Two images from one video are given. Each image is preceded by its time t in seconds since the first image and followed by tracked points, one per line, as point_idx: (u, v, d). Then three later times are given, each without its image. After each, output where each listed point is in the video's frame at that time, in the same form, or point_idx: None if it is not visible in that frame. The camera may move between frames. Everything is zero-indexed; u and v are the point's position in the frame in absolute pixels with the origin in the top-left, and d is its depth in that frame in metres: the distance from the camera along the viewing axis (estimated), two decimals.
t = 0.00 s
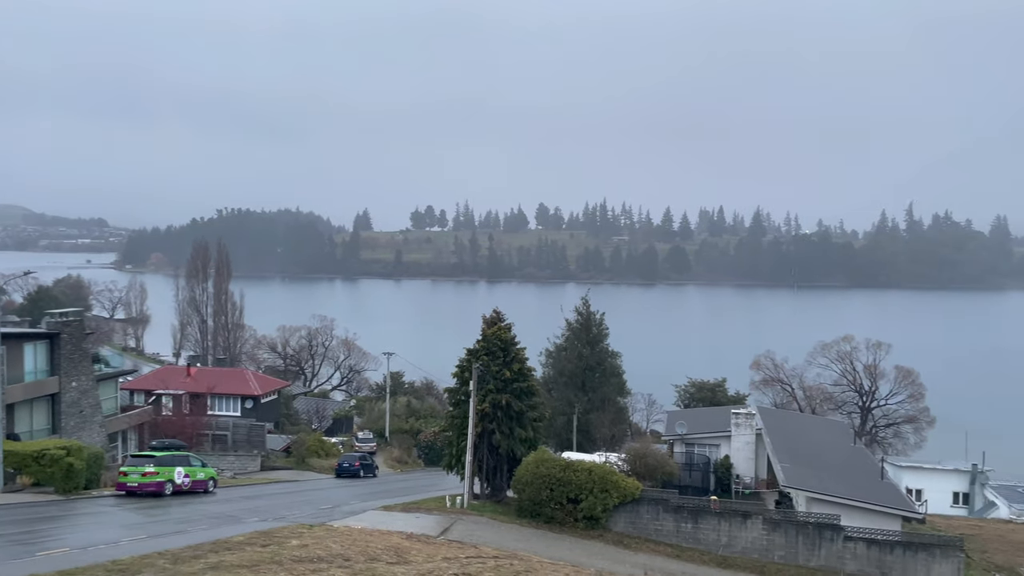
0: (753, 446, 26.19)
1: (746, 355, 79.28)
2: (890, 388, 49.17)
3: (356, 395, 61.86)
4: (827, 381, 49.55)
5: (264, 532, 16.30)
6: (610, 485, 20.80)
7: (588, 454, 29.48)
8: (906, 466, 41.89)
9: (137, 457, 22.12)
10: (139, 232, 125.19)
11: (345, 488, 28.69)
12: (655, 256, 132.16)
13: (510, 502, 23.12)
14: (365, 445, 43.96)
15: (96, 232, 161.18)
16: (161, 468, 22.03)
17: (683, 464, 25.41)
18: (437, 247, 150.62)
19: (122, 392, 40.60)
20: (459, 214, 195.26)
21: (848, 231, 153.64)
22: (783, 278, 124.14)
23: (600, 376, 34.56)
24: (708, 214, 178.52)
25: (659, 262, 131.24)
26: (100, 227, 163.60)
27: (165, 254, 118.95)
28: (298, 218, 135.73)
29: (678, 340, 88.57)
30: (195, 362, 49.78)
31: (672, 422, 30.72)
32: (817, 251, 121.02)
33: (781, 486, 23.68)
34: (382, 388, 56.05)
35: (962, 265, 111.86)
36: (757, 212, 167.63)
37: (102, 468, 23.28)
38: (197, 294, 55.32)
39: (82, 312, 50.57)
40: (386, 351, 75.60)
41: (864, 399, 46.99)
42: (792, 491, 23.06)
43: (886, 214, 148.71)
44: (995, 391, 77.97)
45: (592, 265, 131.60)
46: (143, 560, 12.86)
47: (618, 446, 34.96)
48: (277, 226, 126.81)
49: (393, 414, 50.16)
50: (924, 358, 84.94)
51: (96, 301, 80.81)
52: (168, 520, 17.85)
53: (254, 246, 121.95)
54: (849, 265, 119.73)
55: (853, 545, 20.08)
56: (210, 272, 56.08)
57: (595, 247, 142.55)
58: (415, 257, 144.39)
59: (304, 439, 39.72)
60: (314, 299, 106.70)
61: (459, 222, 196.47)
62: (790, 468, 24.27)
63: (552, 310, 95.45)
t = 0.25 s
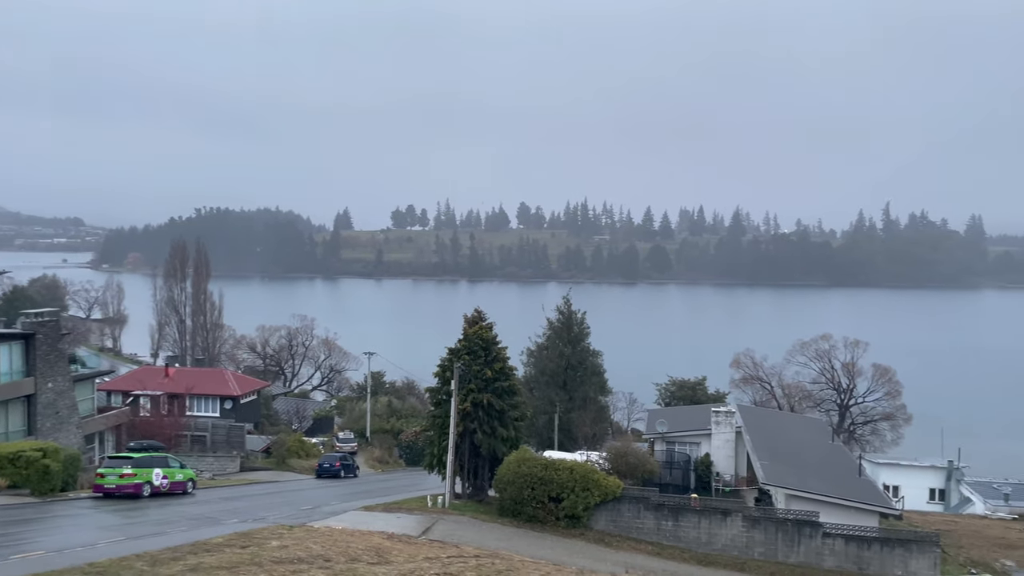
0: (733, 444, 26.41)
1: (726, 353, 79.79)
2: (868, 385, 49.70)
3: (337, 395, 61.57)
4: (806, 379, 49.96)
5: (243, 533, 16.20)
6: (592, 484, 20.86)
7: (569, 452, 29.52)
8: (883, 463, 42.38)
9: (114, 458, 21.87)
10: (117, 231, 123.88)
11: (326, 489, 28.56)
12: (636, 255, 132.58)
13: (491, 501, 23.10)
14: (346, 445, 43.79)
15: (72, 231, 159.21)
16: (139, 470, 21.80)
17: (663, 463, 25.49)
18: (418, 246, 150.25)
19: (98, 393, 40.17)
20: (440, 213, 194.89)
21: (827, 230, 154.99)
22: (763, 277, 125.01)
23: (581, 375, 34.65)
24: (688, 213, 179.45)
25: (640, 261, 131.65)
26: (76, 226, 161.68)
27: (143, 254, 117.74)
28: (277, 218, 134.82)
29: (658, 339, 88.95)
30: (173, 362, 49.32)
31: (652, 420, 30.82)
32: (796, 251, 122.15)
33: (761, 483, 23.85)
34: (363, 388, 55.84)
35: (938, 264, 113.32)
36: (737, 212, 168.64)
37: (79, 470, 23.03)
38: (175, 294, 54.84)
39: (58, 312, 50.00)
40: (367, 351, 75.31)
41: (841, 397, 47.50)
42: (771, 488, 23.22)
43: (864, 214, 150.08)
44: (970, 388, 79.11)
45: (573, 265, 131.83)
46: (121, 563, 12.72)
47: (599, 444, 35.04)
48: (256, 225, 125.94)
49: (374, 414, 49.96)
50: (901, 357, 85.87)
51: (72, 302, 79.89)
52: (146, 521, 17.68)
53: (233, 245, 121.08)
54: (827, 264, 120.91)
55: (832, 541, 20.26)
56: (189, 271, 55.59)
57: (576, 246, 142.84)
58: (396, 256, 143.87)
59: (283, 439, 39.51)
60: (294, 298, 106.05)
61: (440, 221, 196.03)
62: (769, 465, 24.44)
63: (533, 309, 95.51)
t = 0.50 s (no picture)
0: (713, 442, 26.57)
1: (706, 352, 80.22)
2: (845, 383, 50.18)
3: (317, 395, 61.21)
4: (785, 378, 50.35)
5: (222, 535, 16.07)
6: (573, 482, 20.90)
7: (550, 451, 29.55)
8: (860, 459, 42.80)
9: (91, 460, 21.60)
10: (93, 230, 122.40)
11: (306, 489, 28.39)
12: (617, 254, 132.95)
13: (473, 501, 23.07)
14: (326, 445, 43.57)
15: (47, 230, 157.09)
16: (116, 471, 21.56)
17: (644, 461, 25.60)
18: (399, 245, 149.70)
19: (75, 394, 39.68)
20: (421, 212, 194.33)
21: (806, 230, 156.17)
22: (742, 276, 125.85)
23: (563, 374, 34.71)
24: (669, 212, 180.19)
25: (621, 260, 132.04)
26: (52, 225, 159.57)
27: (120, 253, 116.45)
28: (257, 217, 133.86)
29: (639, 338, 89.27)
30: (151, 362, 48.82)
31: (633, 418, 30.93)
32: (776, 250, 123.04)
33: (741, 481, 24.02)
34: (344, 388, 55.57)
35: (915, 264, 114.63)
36: (717, 211, 169.58)
37: (55, 471, 22.73)
38: (153, 293, 54.24)
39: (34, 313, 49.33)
40: (347, 351, 74.92)
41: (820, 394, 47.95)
42: (751, 486, 23.38)
43: (842, 214, 151.50)
44: (945, 385, 80.14)
45: (554, 264, 131.95)
46: (98, 565, 12.56)
47: (581, 443, 35.12)
48: (235, 224, 124.90)
49: (355, 414, 49.72)
50: (879, 356, 86.75)
51: (48, 302, 78.84)
52: (124, 523, 17.48)
53: (212, 244, 120.00)
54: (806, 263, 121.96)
55: (811, 537, 20.42)
56: (167, 270, 55.03)
57: (558, 245, 143.01)
58: (377, 255, 143.28)
59: (263, 440, 39.23)
60: (274, 298, 105.32)
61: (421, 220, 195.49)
62: (749, 463, 24.60)
63: (515, 309, 95.54)
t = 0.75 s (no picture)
0: (693, 440, 26.71)
1: (686, 351, 80.59)
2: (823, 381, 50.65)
3: (297, 395, 60.82)
4: (764, 376, 50.71)
5: (201, 536, 15.93)
6: (554, 481, 20.94)
7: (532, 450, 29.56)
8: (838, 457, 43.24)
9: (68, 461, 21.34)
10: (69, 230, 120.98)
11: (287, 490, 28.21)
12: (598, 254, 133.25)
13: (454, 501, 23.04)
14: (306, 446, 43.32)
15: (22, 229, 154.87)
16: (93, 473, 21.32)
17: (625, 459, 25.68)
18: (380, 244, 149.08)
19: (51, 395, 39.16)
20: (402, 211, 193.71)
21: (785, 229, 157.33)
22: (722, 275, 126.60)
23: (544, 373, 34.73)
24: (649, 212, 180.84)
25: (602, 260, 132.36)
26: (27, 224, 157.43)
27: (96, 252, 115.09)
28: (236, 216, 132.81)
29: (620, 337, 89.51)
30: (128, 362, 48.28)
31: (614, 417, 31.02)
32: (755, 249, 123.88)
33: (721, 479, 24.17)
34: (324, 388, 55.23)
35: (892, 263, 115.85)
36: (697, 211, 170.42)
37: (30, 474, 22.42)
38: (130, 293, 53.63)
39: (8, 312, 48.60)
40: (327, 351, 74.48)
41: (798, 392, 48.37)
42: (731, 483, 23.53)
43: (820, 214, 152.82)
44: (921, 383, 81.16)
45: (535, 263, 131.94)
46: (75, 568, 12.44)
47: (562, 442, 35.17)
48: (214, 223, 123.83)
49: (335, 415, 49.47)
50: (856, 354, 87.60)
51: (22, 302, 77.76)
52: (101, 525, 17.29)
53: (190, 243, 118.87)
54: (784, 262, 122.97)
55: (790, 534, 20.58)
56: (144, 270, 54.44)
57: (539, 245, 143.09)
58: (358, 254, 142.62)
59: (243, 440, 38.92)
60: (253, 298, 104.52)
61: (402, 219, 194.78)
62: (728, 460, 24.76)
63: (496, 308, 95.48)
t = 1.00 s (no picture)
0: (673, 438, 26.84)
1: (666, 349, 80.93)
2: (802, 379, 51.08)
3: (276, 395, 60.43)
4: (743, 374, 51.06)
5: (180, 538, 15.79)
6: (535, 480, 20.98)
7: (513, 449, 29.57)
8: (817, 454, 43.62)
9: (44, 463, 21.07)
10: (44, 229, 119.37)
11: (266, 491, 28.02)
12: (579, 252, 133.53)
13: (435, 500, 23.00)
14: (286, 446, 43.07)
15: None
16: (70, 475, 21.07)
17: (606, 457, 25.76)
18: (360, 243, 148.47)
19: (26, 396, 38.61)
20: (383, 210, 192.97)
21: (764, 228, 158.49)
22: (702, 274, 127.31)
23: (525, 372, 34.72)
24: (629, 211, 181.46)
25: (583, 258, 132.66)
26: (1, 222, 155.07)
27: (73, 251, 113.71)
28: (214, 215, 131.72)
29: (601, 336, 89.80)
30: (105, 363, 47.73)
31: (595, 416, 31.10)
32: (734, 248, 124.64)
33: (701, 477, 24.31)
34: (304, 388, 54.89)
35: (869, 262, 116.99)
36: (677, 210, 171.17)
37: (5, 476, 22.10)
38: (107, 293, 53.05)
39: None
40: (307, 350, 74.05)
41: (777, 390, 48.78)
42: (711, 481, 23.67)
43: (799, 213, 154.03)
44: (898, 380, 82.12)
45: (517, 262, 131.94)
46: (51, 571, 12.29)
47: (543, 441, 35.20)
48: (193, 221, 122.69)
49: (316, 415, 49.22)
50: (834, 352, 88.44)
51: None
52: (78, 528, 17.08)
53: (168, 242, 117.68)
54: (763, 261, 123.88)
55: (768, 531, 20.76)
56: (121, 269, 53.82)
57: (520, 244, 143.17)
58: (338, 253, 141.90)
59: (222, 441, 38.59)
60: (232, 297, 103.73)
61: (382, 218, 194.01)
62: (708, 458, 24.92)
63: (477, 307, 95.39)
